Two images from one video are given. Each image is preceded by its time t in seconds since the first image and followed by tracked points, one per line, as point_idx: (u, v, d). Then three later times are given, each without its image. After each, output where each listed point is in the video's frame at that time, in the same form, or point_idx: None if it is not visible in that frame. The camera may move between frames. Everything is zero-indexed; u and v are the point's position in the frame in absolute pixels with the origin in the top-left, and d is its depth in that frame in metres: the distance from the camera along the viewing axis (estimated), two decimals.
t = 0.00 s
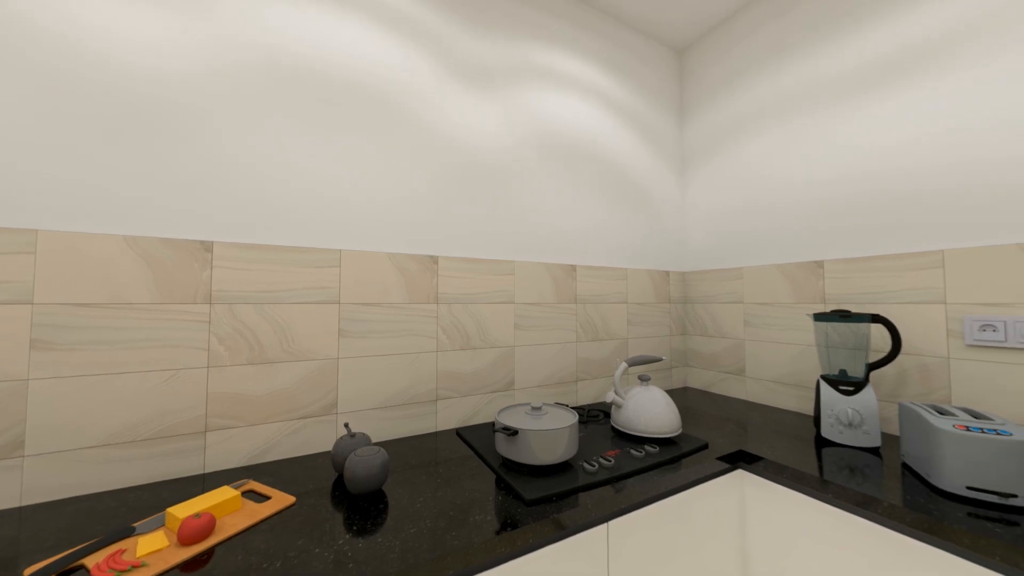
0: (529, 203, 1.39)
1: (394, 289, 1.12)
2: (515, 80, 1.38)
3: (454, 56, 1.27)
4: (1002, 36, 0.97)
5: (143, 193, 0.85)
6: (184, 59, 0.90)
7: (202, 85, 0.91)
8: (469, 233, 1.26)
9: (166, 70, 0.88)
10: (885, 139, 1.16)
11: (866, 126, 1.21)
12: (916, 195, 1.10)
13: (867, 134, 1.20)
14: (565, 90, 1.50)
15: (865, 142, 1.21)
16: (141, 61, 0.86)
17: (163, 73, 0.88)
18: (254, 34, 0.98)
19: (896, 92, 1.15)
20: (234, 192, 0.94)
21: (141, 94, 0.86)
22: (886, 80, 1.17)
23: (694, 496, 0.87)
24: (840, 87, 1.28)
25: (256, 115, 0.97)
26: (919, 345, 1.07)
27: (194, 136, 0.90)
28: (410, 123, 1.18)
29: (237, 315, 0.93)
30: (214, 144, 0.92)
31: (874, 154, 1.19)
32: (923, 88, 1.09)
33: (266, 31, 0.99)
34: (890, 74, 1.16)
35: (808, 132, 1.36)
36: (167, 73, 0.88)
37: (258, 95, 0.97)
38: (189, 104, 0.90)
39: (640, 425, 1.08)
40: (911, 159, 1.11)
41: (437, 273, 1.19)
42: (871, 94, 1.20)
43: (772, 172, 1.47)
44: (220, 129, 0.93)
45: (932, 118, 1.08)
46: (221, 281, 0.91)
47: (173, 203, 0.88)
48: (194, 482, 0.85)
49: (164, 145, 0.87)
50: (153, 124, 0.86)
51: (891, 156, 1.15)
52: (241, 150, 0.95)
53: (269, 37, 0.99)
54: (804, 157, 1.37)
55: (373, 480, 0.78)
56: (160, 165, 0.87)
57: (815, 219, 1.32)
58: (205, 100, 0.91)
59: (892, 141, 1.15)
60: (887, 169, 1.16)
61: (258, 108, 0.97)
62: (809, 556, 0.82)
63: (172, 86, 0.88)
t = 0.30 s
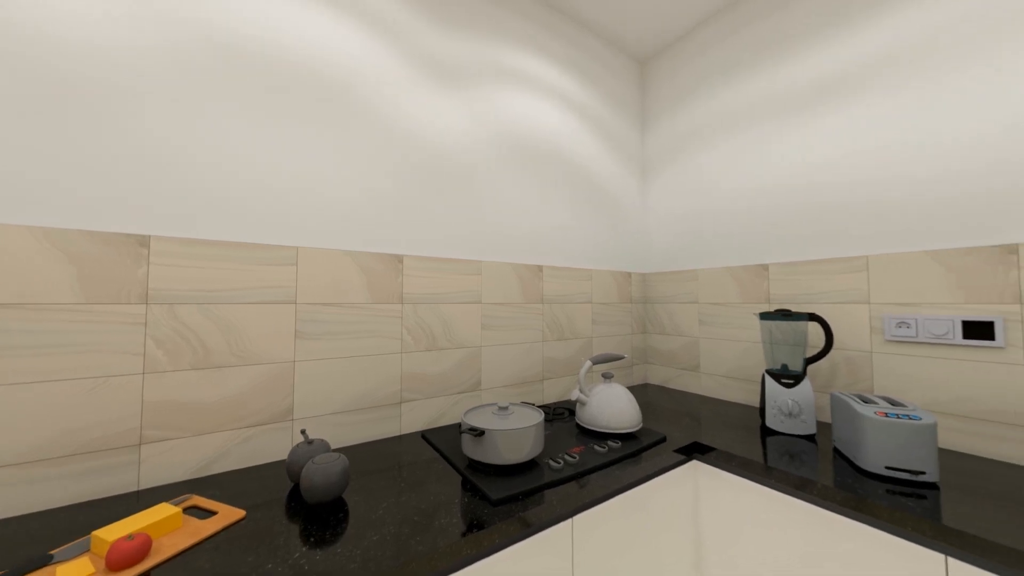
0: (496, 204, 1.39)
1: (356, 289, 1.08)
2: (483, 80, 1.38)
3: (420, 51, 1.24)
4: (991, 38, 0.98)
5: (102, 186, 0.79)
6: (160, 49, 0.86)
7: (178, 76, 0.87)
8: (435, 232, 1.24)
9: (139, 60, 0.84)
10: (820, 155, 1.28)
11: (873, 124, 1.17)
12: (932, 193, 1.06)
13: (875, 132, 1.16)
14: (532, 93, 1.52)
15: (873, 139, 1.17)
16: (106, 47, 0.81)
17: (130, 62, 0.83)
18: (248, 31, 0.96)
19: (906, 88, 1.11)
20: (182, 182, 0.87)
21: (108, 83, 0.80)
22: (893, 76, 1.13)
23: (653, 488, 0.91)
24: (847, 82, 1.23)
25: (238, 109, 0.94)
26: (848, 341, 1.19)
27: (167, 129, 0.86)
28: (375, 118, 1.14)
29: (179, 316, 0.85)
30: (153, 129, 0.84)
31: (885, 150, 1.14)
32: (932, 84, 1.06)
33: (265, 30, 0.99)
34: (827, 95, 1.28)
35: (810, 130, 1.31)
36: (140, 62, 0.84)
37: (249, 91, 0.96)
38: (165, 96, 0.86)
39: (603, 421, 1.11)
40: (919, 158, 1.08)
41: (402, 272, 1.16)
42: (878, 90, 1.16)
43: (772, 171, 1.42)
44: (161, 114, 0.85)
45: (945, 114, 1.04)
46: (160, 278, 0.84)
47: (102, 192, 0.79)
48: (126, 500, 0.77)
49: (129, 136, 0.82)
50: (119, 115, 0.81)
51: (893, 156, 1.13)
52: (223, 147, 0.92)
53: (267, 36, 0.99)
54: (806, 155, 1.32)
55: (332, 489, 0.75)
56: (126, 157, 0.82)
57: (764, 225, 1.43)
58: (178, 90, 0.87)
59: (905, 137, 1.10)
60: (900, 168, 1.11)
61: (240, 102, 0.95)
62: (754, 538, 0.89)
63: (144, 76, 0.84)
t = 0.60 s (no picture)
0: (464, 203, 1.38)
1: (313, 288, 1.03)
2: (451, 76, 1.36)
3: (387, 43, 1.21)
4: (944, 55, 1.05)
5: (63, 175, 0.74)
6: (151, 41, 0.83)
7: (165, 68, 0.84)
8: (399, 230, 1.21)
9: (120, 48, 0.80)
10: (766, 167, 1.39)
11: (875, 123, 1.15)
12: (938, 194, 1.04)
13: (877, 130, 1.14)
14: (501, 93, 1.53)
15: (875, 139, 1.15)
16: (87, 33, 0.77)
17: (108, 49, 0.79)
18: (249, 31, 0.96)
19: (908, 87, 1.09)
20: (126, 171, 0.80)
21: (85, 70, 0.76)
22: (867, 84, 1.17)
23: (614, 481, 0.95)
24: (853, 78, 1.20)
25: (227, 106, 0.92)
26: (788, 338, 1.30)
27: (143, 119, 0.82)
28: (336, 108, 1.09)
29: (108, 317, 0.77)
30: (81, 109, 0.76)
31: (888, 150, 1.13)
32: (936, 84, 1.05)
33: (265, 30, 0.98)
34: (772, 111, 1.39)
35: (807, 128, 1.29)
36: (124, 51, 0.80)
37: (250, 91, 0.95)
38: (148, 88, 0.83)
39: (567, 419, 1.13)
40: (917, 158, 1.08)
41: (364, 271, 1.12)
42: (879, 89, 1.14)
43: (771, 169, 1.38)
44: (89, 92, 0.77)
45: (949, 116, 1.04)
46: (84, 275, 0.75)
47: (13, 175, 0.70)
48: (40, 525, 0.68)
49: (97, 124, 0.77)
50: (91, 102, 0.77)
51: (891, 157, 1.12)
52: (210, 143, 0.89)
53: (268, 36, 0.98)
54: (803, 154, 1.30)
55: (286, 500, 0.70)
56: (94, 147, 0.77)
57: (718, 229, 1.52)
58: (158, 80, 0.84)
59: (909, 137, 1.09)
60: (904, 167, 1.10)
61: (233, 100, 0.93)
62: (707, 524, 0.95)
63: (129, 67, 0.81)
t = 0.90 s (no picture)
0: (436, 202, 1.36)
1: (275, 287, 0.98)
2: (423, 71, 1.34)
3: (356, 36, 1.17)
4: (893, 73, 1.12)
5: (48, 167, 0.71)
6: (150, 38, 0.82)
7: (164, 66, 0.84)
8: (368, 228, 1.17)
9: (114, 42, 0.79)
10: (726, 174, 1.47)
11: (878, 121, 1.14)
12: (908, 198, 1.09)
13: (881, 129, 1.13)
14: (474, 92, 1.52)
15: (881, 137, 1.14)
16: (85, 28, 0.76)
17: (99, 43, 0.77)
18: (248, 30, 0.96)
19: (907, 87, 1.10)
20: (98, 162, 0.76)
21: (81, 64, 0.75)
22: (817, 100, 1.26)
23: (584, 477, 0.97)
24: (875, 71, 1.15)
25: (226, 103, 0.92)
26: (745, 335, 1.38)
27: (133, 114, 0.80)
28: (301, 99, 1.04)
29: (36, 318, 0.69)
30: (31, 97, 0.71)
31: (898, 147, 1.11)
32: (942, 82, 1.05)
33: (241, 20, 0.95)
34: (732, 122, 1.47)
35: (809, 127, 1.27)
36: (121, 46, 0.79)
37: (223, 83, 0.92)
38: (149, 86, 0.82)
39: (540, 418, 1.14)
40: (924, 156, 1.07)
41: (330, 270, 1.07)
42: (879, 89, 1.14)
43: (786, 168, 1.32)
44: (19, 72, 0.70)
45: (962, 113, 1.02)
46: (7, 271, 0.67)
47: None
48: None
49: (84, 117, 0.75)
50: (85, 96, 0.75)
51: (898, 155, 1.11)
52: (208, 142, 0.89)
53: (228, 22, 0.93)
54: (805, 153, 1.28)
55: (244, 511, 0.66)
56: (79, 139, 0.74)
57: (684, 232, 1.59)
58: (131, 68, 0.80)
59: (914, 135, 1.08)
60: (909, 166, 1.09)
61: (204, 92, 0.89)
62: (672, 515, 0.99)
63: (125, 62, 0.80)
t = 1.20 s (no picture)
0: (401, 200, 1.33)
1: (223, 286, 0.90)
2: (388, 65, 1.30)
3: (317, 23, 1.11)
4: (830, 94, 1.22)
5: (36, 164, 0.69)
6: (150, 38, 0.82)
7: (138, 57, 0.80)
8: (328, 224, 1.12)
9: (112, 41, 0.77)
10: (684, 181, 1.55)
11: (856, 124, 1.18)
12: (840, 207, 1.20)
13: (861, 131, 1.17)
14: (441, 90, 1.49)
15: (861, 139, 1.17)
16: (83, 26, 0.74)
17: (98, 42, 0.76)
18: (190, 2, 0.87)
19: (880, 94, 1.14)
20: (82, 160, 0.73)
21: (78, 62, 0.73)
22: (764, 115, 1.36)
23: (549, 474, 0.98)
24: (884, 66, 1.13)
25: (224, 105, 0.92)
26: (699, 333, 1.46)
27: (129, 113, 0.79)
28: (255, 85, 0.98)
29: None
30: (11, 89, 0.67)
31: (879, 149, 1.14)
32: (910, 88, 1.09)
33: None
34: (689, 132, 1.55)
35: (794, 131, 1.29)
36: (120, 46, 0.78)
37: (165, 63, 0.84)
38: (148, 86, 0.81)
39: (506, 417, 1.15)
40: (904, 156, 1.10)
41: (285, 268, 1.01)
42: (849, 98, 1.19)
43: (788, 168, 1.30)
44: None
45: (934, 116, 1.06)
46: None
47: None
48: None
49: (74, 114, 0.73)
50: (81, 93, 0.74)
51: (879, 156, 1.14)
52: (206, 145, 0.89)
53: None
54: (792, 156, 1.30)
55: (186, 529, 0.61)
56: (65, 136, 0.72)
57: (646, 235, 1.65)
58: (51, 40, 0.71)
59: (891, 137, 1.12)
60: (890, 167, 1.12)
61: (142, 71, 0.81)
62: (632, 506, 1.03)
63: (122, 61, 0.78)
